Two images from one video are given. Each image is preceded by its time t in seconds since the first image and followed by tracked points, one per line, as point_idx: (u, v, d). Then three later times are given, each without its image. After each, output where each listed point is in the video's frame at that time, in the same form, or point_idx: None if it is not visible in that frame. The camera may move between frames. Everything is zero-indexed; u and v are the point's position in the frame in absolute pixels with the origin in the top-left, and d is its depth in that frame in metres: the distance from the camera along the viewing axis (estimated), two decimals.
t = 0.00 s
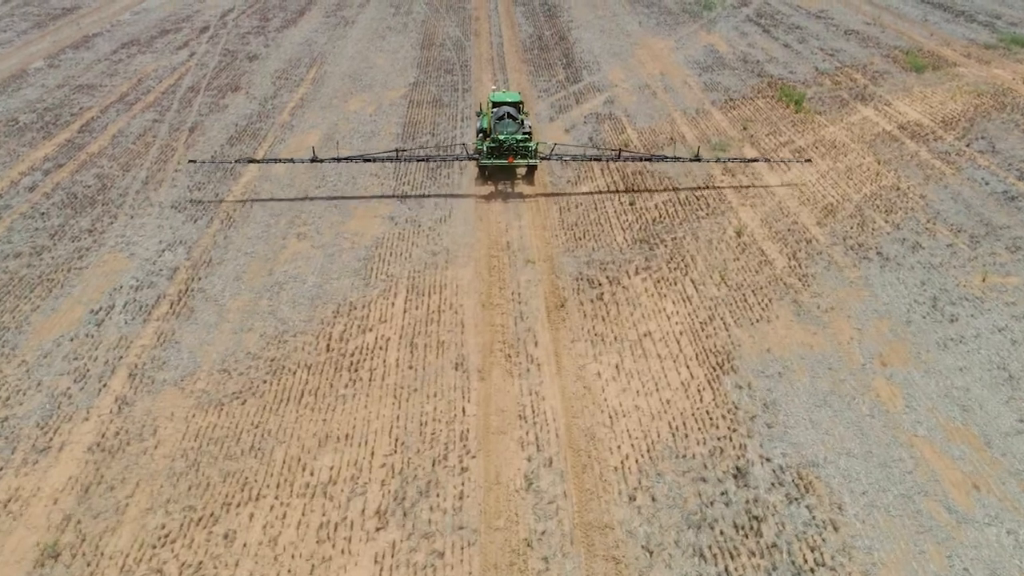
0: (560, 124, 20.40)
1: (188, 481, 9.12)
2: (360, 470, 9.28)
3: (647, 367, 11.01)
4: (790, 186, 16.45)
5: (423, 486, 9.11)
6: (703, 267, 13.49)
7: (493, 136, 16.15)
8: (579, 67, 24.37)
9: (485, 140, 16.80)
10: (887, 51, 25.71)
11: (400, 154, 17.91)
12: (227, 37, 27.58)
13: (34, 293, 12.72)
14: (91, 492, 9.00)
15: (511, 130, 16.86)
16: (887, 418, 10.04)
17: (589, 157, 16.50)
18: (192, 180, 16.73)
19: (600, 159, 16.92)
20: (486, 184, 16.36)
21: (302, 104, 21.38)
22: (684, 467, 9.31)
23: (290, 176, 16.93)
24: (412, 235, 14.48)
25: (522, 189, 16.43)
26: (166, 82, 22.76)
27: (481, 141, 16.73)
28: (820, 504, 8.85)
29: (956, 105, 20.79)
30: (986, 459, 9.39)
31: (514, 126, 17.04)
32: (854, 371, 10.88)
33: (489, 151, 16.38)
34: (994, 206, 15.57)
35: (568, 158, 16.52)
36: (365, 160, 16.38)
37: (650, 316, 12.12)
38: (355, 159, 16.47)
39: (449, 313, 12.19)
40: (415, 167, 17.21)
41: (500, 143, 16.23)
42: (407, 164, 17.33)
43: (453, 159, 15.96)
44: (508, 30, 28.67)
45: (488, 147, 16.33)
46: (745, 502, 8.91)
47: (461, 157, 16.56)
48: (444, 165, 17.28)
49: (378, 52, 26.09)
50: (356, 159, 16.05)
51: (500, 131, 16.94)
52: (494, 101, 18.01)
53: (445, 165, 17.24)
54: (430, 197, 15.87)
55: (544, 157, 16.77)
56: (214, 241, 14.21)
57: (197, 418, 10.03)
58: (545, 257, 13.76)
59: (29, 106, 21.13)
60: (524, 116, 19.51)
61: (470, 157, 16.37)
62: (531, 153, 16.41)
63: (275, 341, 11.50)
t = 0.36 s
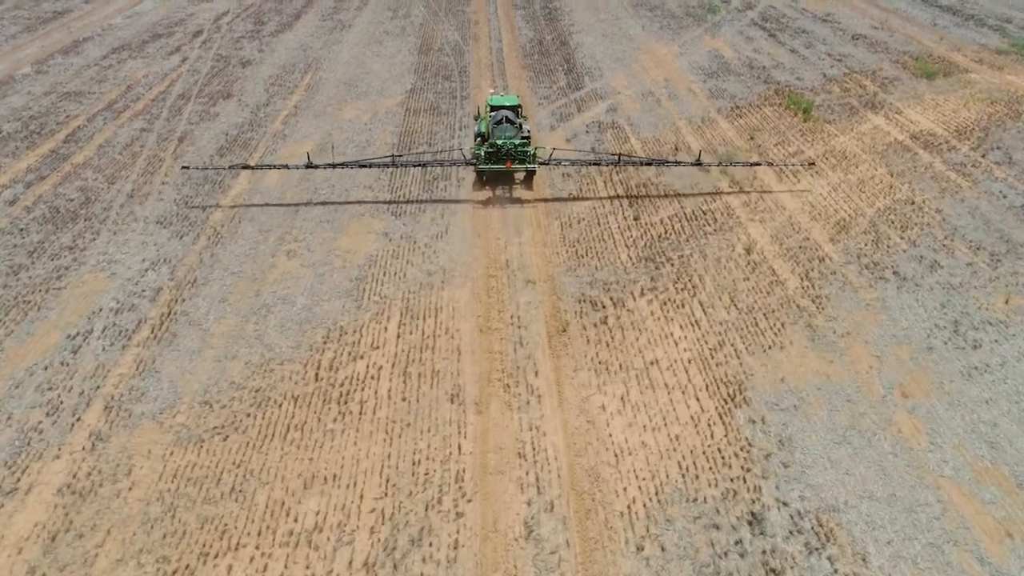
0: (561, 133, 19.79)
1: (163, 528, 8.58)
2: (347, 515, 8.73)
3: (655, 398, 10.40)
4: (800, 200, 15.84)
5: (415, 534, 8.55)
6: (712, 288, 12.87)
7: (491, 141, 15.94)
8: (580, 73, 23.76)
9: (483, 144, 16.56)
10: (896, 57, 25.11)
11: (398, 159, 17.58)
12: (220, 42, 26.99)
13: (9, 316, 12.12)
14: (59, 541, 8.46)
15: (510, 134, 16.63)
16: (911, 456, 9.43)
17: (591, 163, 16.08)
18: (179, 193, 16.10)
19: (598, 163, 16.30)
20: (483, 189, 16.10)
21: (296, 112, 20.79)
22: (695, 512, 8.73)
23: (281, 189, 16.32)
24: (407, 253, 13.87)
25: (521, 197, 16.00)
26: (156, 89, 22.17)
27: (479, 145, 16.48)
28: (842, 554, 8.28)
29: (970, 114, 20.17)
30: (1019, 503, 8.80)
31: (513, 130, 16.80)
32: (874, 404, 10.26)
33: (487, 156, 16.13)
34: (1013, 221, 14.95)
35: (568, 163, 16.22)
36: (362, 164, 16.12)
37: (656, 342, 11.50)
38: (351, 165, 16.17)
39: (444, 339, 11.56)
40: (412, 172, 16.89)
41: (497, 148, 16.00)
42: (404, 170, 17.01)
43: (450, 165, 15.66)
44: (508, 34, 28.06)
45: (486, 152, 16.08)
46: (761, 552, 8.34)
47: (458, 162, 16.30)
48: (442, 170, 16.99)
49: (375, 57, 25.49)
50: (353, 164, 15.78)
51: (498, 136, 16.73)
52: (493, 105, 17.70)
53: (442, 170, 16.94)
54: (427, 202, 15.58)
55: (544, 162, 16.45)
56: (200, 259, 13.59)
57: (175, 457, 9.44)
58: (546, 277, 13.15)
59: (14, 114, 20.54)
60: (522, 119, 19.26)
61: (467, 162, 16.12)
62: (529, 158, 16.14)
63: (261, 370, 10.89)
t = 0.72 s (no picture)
0: (562, 142, 19.18)
1: None
2: (334, 568, 8.17)
3: (663, 434, 9.78)
4: (812, 215, 15.21)
5: None
6: (722, 311, 12.25)
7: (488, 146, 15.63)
8: (582, 79, 23.15)
9: (481, 149, 16.27)
10: (906, 63, 24.50)
11: (395, 165, 17.28)
12: (213, 46, 26.39)
13: None
14: None
15: (508, 139, 16.34)
16: (938, 500, 8.84)
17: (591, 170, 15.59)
18: (166, 207, 15.48)
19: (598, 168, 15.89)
20: (481, 195, 15.87)
21: (289, 120, 20.18)
22: (708, 564, 8.16)
23: (272, 203, 15.67)
24: (402, 272, 13.25)
25: (520, 203, 15.73)
26: (146, 96, 21.56)
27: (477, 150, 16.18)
28: None
29: (984, 122, 19.56)
30: None
31: (512, 134, 16.52)
32: (897, 440, 9.65)
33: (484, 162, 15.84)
34: None
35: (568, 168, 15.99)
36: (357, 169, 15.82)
37: (664, 371, 10.88)
38: (347, 170, 15.87)
39: (440, 368, 10.92)
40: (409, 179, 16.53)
41: (495, 153, 15.68)
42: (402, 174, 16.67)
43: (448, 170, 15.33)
44: (508, 38, 27.45)
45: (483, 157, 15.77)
46: None
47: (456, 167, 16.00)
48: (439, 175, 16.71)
49: (371, 63, 24.90)
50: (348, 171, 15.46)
51: (496, 140, 16.43)
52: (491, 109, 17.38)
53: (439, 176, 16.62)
54: (422, 209, 15.35)
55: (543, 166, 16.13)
56: (185, 280, 12.98)
57: (151, 501, 8.86)
58: (547, 299, 12.53)
59: None
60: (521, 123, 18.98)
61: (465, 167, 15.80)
62: (528, 162, 15.80)
63: (245, 403, 10.26)
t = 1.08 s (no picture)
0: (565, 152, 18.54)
1: None
2: None
3: (674, 475, 9.18)
4: (825, 232, 14.61)
5: None
6: (733, 336, 11.64)
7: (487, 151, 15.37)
8: (584, 86, 22.56)
9: (480, 154, 16.02)
10: (916, 68, 23.90)
11: (392, 171, 16.96)
12: (207, 51, 25.79)
13: None
14: None
15: (507, 143, 16.10)
16: (971, 550, 8.27)
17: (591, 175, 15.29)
18: (152, 223, 14.87)
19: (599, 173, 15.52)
20: (480, 201, 15.64)
21: (283, 130, 19.57)
22: None
23: (263, 219, 15.03)
24: (397, 293, 12.63)
25: (520, 209, 15.50)
26: (136, 104, 20.98)
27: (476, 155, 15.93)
28: None
29: (999, 132, 18.96)
30: None
31: (511, 139, 16.28)
32: (924, 482, 9.06)
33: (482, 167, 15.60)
34: None
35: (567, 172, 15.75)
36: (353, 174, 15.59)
37: (674, 404, 10.26)
38: (345, 175, 15.60)
39: (436, 399, 10.31)
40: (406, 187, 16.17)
41: (494, 158, 15.43)
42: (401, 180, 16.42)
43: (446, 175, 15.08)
44: (508, 43, 26.84)
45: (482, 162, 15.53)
46: None
47: (454, 172, 15.75)
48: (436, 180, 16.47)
49: (368, 68, 24.30)
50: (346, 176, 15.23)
51: (494, 146, 16.22)
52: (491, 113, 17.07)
53: (437, 182, 16.35)
54: (417, 213, 15.15)
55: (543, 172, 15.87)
56: (169, 302, 12.36)
57: (125, 551, 8.27)
58: (549, 323, 11.91)
59: None
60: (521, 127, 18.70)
61: (463, 173, 15.55)
62: (528, 168, 15.58)
63: (229, 439, 9.65)
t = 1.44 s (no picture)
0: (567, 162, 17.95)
1: None
2: None
3: (686, 520, 8.62)
4: (839, 249, 13.99)
5: None
6: (747, 363, 11.03)
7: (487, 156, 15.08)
8: (587, 93, 21.95)
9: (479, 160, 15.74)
10: (927, 75, 23.31)
11: (390, 176, 16.65)
12: (200, 56, 25.18)
13: None
14: None
15: (507, 148, 15.83)
16: None
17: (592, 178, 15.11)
18: (137, 239, 14.27)
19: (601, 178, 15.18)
20: (479, 206, 15.38)
21: (276, 139, 18.99)
22: None
23: (253, 235, 14.42)
24: (392, 316, 12.02)
25: (520, 215, 15.26)
26: (125, 112, 20.37)
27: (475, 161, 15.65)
28: None
29: (1016, 142, 18.36)
30: None
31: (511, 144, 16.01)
32: (954, 529, 8.52)
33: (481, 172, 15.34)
34: None
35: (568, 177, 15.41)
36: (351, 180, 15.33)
37: (685, 439, 9.66)
38: (342, 180, 15.32)
39: (431, 434, 9.70)
40: (403, 198, 15.72)
41: (494, 164, 15.17)
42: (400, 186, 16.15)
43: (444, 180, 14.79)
44: (509, 48, 26.24)
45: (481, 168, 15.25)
46: None
47: (453, 178, 15.47)
48: (436, 186, 16.19)
49: (365, 74, 23.69)
50: (343, 181, 14.97)
51: (494, 150, 15.97)
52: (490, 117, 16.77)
53: (437, 189, 16.06)
54: (414, 219, 14.88)
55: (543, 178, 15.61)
56: (152, 326, 11.75)
57: None
58: (552, 349, 11.30)
59: None
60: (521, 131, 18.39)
61: (462, 179, 15.27)
62: (528, 173, 15.29)
63: (211, 479, 9.07)
